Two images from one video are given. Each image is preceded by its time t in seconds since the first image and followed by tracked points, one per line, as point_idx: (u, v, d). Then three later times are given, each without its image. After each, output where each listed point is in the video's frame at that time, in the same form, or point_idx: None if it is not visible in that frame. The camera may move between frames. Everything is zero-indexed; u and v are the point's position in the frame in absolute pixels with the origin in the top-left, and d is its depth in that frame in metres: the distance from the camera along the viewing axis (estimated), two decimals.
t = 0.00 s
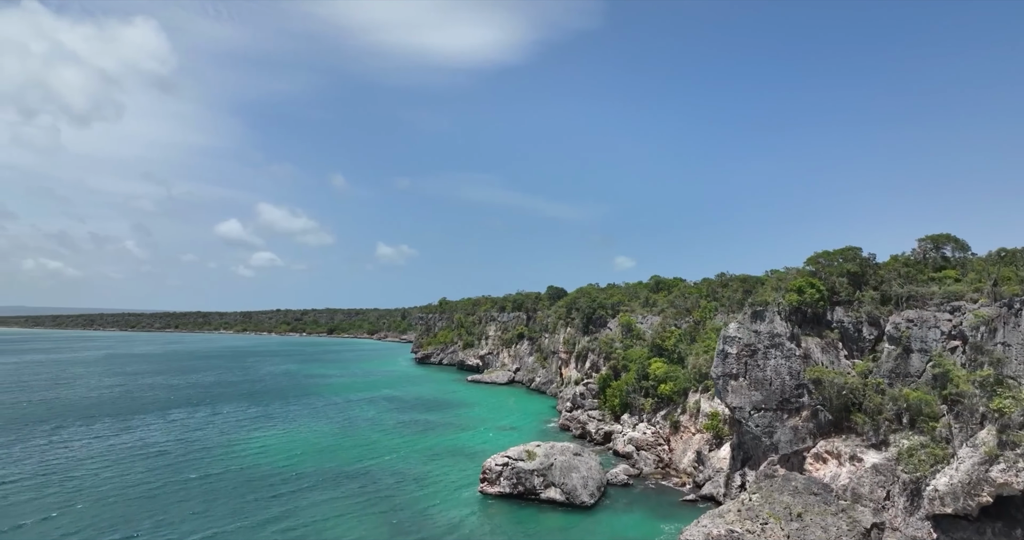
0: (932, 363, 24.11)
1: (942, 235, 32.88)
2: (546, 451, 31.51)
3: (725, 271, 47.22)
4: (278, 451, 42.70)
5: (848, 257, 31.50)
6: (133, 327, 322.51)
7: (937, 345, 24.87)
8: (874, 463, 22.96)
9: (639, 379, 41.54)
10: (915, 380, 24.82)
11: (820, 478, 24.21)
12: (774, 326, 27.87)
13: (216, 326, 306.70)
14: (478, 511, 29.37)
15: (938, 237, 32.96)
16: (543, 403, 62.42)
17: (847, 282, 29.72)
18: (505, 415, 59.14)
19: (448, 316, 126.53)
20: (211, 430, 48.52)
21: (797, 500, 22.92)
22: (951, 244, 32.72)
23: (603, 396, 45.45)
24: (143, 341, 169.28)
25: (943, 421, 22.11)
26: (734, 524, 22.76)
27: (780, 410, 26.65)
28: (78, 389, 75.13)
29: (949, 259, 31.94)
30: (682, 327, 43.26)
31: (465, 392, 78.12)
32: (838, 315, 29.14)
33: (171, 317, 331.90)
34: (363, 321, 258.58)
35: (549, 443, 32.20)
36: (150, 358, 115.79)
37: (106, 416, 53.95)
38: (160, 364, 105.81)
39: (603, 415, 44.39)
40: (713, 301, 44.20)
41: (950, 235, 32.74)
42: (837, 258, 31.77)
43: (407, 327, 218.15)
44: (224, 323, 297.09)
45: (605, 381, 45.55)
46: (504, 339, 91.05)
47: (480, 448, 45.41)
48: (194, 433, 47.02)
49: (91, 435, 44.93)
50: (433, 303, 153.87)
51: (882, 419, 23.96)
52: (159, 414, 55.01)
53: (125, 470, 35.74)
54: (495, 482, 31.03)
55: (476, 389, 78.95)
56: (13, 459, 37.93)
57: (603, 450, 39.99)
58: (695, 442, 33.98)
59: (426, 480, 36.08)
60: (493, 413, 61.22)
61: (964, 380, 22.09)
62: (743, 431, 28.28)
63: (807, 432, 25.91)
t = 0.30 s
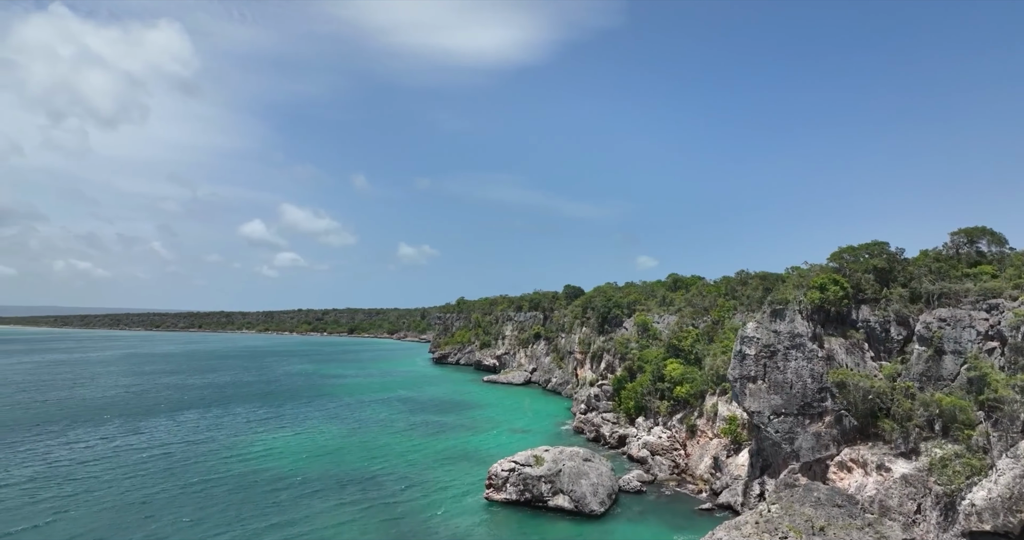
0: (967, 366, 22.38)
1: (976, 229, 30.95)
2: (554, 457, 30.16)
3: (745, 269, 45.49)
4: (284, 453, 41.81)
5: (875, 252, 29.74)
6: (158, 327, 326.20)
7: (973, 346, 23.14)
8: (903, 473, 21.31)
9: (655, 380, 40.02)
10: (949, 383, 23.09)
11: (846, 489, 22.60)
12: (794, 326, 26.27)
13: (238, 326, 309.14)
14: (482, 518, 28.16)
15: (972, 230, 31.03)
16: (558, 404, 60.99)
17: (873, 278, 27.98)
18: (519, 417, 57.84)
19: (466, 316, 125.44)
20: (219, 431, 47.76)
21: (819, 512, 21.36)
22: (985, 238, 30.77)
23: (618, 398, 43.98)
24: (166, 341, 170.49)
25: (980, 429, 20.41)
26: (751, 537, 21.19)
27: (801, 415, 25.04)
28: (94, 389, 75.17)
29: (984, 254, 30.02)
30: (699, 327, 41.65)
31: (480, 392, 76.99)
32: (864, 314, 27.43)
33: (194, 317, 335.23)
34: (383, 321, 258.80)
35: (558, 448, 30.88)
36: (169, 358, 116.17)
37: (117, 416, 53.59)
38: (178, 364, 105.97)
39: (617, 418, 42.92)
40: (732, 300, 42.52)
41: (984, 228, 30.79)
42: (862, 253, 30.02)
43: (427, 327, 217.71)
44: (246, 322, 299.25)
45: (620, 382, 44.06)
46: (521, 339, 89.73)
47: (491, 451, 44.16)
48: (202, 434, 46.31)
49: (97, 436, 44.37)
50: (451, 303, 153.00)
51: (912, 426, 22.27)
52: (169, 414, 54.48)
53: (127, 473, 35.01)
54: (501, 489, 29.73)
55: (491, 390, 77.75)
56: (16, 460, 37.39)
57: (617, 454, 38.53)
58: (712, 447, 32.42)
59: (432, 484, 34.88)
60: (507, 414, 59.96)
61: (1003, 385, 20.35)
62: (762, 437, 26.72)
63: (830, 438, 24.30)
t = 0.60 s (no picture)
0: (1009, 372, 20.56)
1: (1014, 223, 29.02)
2: (564, 464, 28.77)
3: (766, 267, 43.75)
4: (291, 456, 40.87)
5: (905, 248, 27.95)
6: (183, 327, 329.78)
7: (1015, 350, 21.36)
8: (938, 489, 19.60)
9: (672, 383, 38.47)
10: (988, 391, 21.30)
11: (875, 504, 20.94)
12: (818, 327, 24.65)
13: (261, 326, 311.42)
14: (487, 529, 26.86)
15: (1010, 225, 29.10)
16: (575, 407, 59.56)
17: (903, 276, 26.21)
18: (534, 420, 56.50)
19: (484, 316, 124.30)
20: (228, 434, 46.97)
21: (845, 528, 19.76)
22: None
23: (634, 402, 42.48)
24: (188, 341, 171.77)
25: None
26: None
27: (826, 423, 23.38)
28: (111, 390, 75.25)
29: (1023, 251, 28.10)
30: (718, 328, 39.99)
31: (496, 394, 75.80)
32: (894, 314, 25.66)
33: (218, 317, 338.47)
34: (404, 321, 258.89)
35: (568, 454, 29.42)
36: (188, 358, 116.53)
37: (128, 418, 53.16)
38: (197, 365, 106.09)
39: (633, 422, 41.39)
40: (752, 299, 40.82)
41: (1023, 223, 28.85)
42: (891, 249, 28.25)
43: (447, 327, 217.18)
44: (269, 323, 301.29)
45: (636, 385, 42.53)
46: (538, 340, 88.35)
47: (502, 456, 42.86)
48: (210, 437, 45.59)
49: (104, 439, 43.78)
50: (470, 303, 152.05)
51: (948, 436, 20.51)
52: (180, 416, 53.96)
53: (128, 477, 34.19)
54: (508, 497, 28.40)
55: (508, 392, 76.50)
56: (19, 464, 36.79)
57: (633, 461, 37.02)
58: (732, 454, 30.83)
59: (440, 491, 33.63)
60: (522, 417, 58.65)
61: None
62: (783, 445, 25.10)
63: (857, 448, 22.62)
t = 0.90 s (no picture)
0: None
1: None
2: (572, 472, 27.37)
3: (788, 266, 41.94)
4: (297, 459, 39.94)
5: (938, 244, 26.18)
6: (208, 327, 332.98)
7: None
8: (976, 506, 17.91)
9: (689, 387, 36.89)
10: None
11: (906, 521, 19.28)
12: (843, 329, 23.00)
13: (283, 326, 313.48)
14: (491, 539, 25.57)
15: None
16: (592, 409, 58.01)
17: (936, 275, 24.45)
18: (549, 423, 55.12)
19: (503, 316, 123.05)
20: (235, 437, 46.16)
21: None
22: None
23: (651, 406, 40.93)
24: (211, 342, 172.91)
25: None
26: None
27: (852, 432, 21.71)
28: (128, 390, 75.29)
29: None
30: (738, 329, 38.32)
31: (512, 395, 74.52)
32: (926, 315, 23.89)
33: (242, 317, 341.46)
34: (425, 322, 258.75)
35: (578, 462, 28.06)
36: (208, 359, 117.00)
37: (139, 420, 52.77)
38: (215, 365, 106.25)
39: (650, 427, 39.81)
40: (774, 299, 39.09)
41: None
42: (923, 245, 26.48)
43: (467, 327, 216.38)
44: (291, 323, 303.13)
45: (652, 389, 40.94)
46: (556, 341, 86.90)
47: (514, 460, 41.52)
48: (217, 440, 44.86)
49: (110, 443, 43.19)
50: (490, 304, 150.93)
51: (987, 450, 18.78)
52: (191, 418, 53.45)
53: (128, 482, 33.43)
54: (514, 507, 27.06)
55: (525, 393, 75.20)
56: (21, 468, 36.23)
57: (648, 468, 35.49)
58: (752, 463, 29.19)
59: (445, 496, 32.41)
60: (538, 420, 57.30)
61: None
62: (805, 455, 23.44)
63: (887, 460, 20.93)
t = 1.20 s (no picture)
0: None
1: None
2: (580, 480, 25.99)
3: (810, 263, 40.15)
4: (301, 462, 38.98)
5: (972, 239, 24.42)
6: (230, 327, 335.59)
7: None
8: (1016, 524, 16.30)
9: (706, 390, 35.32)
10: None
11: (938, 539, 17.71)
12: (869, 329, 21.42)
13: (304, 326, 315.04)
14: None
15: None
16: (607, 411, 56.52)
17: (971, 271, 22.72)
18: (563, 425, 53.73)
19: (520, 316, 121.83)
20: (241, 437, 45.30)
21: None
22: None
23: (667, 409, 39.40)
24: (231, 342, 173.55)
25: None
26: None
27: (878, 440, 20.19)
28: (142, 390, 75.15)
29: None
30: (758, 329, 36.65)
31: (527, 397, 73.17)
32: (960, 314, 22.16)
33: (264, 317, 343.85)
34: (444, 321, 258.28)
35: (586, 469, 26.71)
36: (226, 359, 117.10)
37: (148, 421, 52.20)
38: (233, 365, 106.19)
39: (666, 431, 38.29)
40: (795, 298, 37.35)
41: None
42: (956, 239, 24.72)
43: (486, 327, 215.42)
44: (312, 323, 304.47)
45: (668, 391, 39.43)
46: (573, 341, 85.44)
47: (525, 464, 40.22)
48: (223, 441, 44.06)
49: (115, 443, 42.55)
50: (508, 304, 149.69)
51: None
52: (200, 419, 52.83)
53: (125, 484, 32.60)
54: (518, 516, 25.74)
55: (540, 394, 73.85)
56: (21, 469, 35.61)
57: (663, 474, 33.99)
58: (771, 470, 27.60)
59: (450, 502, 31.20)
60: (552, 422, 55.92)
61: None
62: (827, 465, 21.90)
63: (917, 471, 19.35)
